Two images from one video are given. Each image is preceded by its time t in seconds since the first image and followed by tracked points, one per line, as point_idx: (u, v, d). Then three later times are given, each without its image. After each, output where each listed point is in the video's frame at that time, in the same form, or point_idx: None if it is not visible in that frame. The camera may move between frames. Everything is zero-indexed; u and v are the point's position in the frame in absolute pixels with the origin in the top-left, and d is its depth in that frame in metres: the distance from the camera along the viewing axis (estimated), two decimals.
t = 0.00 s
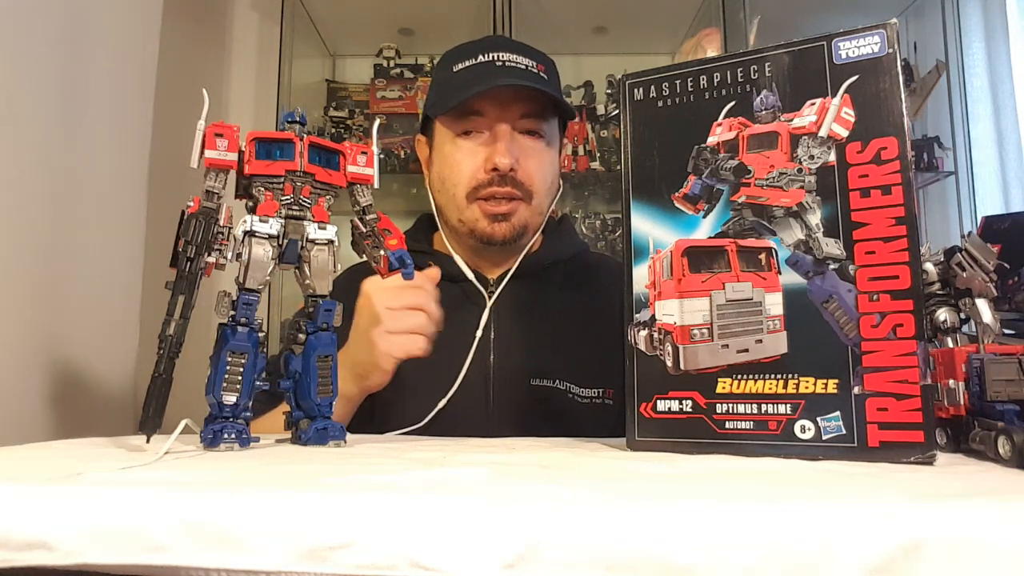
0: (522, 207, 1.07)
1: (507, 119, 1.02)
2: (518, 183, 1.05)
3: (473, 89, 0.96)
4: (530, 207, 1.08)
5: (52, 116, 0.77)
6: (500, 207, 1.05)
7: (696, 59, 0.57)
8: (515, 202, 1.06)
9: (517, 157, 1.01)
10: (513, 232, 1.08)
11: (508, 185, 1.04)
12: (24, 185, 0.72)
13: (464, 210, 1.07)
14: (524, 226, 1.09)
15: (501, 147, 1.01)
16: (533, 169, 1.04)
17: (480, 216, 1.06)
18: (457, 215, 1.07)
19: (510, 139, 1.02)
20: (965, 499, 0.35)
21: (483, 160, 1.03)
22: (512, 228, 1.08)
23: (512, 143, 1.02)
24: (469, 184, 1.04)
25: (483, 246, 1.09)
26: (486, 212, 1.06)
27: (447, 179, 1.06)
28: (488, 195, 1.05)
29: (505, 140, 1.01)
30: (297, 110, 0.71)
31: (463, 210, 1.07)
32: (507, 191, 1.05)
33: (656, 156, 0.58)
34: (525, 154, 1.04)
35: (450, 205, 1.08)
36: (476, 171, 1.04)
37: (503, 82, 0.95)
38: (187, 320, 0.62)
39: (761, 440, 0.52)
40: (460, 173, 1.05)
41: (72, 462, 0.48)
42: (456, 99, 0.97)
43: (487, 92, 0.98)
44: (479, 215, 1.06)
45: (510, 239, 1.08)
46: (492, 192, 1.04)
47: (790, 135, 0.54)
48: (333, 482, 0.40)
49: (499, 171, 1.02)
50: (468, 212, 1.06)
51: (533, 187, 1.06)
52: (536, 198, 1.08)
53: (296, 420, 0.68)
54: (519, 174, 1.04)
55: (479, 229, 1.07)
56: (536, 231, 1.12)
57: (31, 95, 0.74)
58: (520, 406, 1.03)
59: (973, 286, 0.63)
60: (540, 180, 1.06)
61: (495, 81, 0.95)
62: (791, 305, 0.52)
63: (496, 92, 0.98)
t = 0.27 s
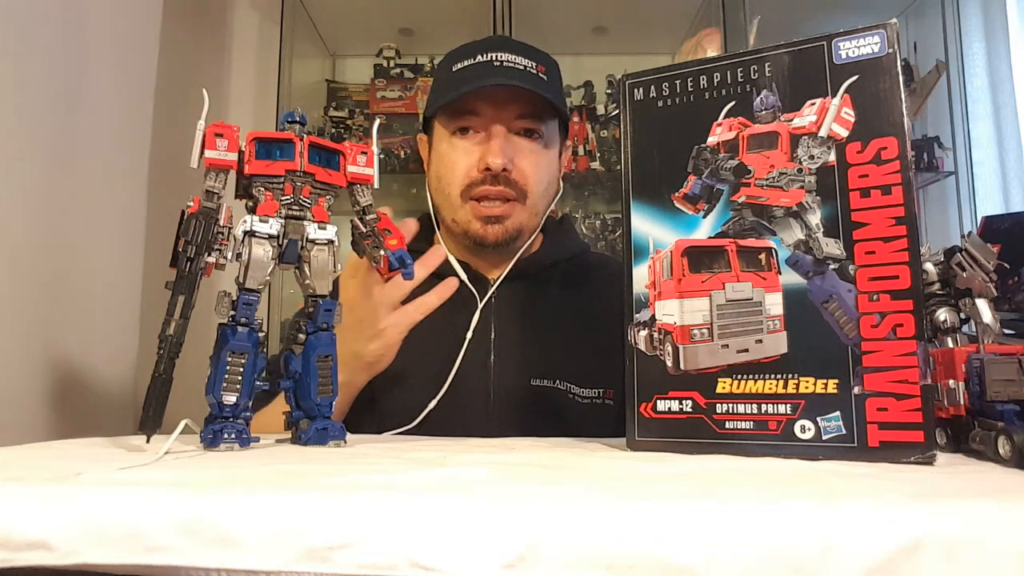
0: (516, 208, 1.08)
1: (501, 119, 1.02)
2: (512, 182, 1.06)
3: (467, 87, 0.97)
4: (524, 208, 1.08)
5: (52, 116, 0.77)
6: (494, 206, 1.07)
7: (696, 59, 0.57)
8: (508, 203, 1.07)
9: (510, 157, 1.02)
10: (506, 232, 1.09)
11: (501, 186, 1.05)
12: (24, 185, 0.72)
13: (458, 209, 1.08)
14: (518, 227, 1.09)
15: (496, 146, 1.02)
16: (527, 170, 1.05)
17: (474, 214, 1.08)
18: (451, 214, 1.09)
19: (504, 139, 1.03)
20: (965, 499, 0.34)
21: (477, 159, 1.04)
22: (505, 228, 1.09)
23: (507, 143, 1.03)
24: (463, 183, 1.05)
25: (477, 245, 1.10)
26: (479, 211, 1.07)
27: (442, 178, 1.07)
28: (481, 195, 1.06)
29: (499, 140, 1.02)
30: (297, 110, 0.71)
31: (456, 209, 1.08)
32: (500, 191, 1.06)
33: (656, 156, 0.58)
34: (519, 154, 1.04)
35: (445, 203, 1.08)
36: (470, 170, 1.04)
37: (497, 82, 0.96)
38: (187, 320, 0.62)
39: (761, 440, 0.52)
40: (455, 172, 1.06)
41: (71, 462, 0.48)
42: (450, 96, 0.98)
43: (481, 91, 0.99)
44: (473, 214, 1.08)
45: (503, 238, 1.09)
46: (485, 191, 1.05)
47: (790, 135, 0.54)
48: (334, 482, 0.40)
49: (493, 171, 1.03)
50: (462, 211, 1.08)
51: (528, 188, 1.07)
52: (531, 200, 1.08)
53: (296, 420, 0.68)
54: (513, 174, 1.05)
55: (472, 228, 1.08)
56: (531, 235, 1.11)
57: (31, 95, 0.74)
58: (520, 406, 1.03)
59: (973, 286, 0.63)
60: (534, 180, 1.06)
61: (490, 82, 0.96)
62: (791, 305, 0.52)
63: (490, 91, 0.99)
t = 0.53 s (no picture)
0: (514, 207, 1.06)
1: (500, 119, 1.02)
2: (511, 183, 1.05)
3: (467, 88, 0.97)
4: (524, 209, 1.07)
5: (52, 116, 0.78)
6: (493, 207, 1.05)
7: (696, 59, 0.57)
8: (508, 203, 1.05)
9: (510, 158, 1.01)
10: (506, 234, 1.08)
11: (501, 186, 1.04)
12: (25, 184, 0.73)
13: (458, 210, 1.07)
14: (518, 228, 1.08)
15: (495, 146, 1.01)
16: (527, 171, 1.04)
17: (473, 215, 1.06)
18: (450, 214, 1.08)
19: (503, 140, 1.02)
20: (966, 499, 0.34)
21: (476, 159, 1.03)
22: (505, 229, 1.08)
23: (505, 143, 1.02)
24: (462, 183, 1.04)
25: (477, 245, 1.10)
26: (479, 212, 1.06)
27: (441, 178, 1.06)
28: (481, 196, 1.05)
29: (498, 140, 1.01)
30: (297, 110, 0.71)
31: (456, 210, 1.07)
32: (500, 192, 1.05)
33: (656, 156, 0.58)
34: (519, 155, 1.03)
35: (444, 204, 1.08)
36: (469, 170, 1.04)
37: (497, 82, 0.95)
38: (187, 320, 0.62)
39: (761, 440, 0.52)
40: (454, 172, 1.05)
41: (71, 462, 0.48)
42: (450, 96, 0.98)
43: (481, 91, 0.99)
44: (472, 215, 1.06)
45: (503, 239, 1.08)
46: (485, 192, 1.04)
47: (790, 135, 0.54)
48: (334, 482, 0.40)
49: (492, 172, 1.02)
50: (461, 211, 1.06)
51: (528, 189, 1.06)
52: (529, 198, 1.07)
53: (296, 420, 0.68)
54: (513, 175, 1.04)
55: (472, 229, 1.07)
56: (530, 232, 1.11)
57: (32, 96, 0.74)
58: (520, 406, 1.03)
59: (973, 286, 0.63)
60: (534, 181, 1.05)
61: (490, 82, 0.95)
62: (791, 305, 0.52)
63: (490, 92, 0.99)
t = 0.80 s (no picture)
0: (514, 206, 1.06)
1: (500, 118, 1.02)
2: (511, 182, 1.04)
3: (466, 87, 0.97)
4: (524, 208, 1.07)
5: (52, 117, 0.78)
6: (492, 206, 1.05)
7: (696, 59, 0.57)
8: (508, 203, 1.05)
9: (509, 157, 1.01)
10: (506, 233, 1.08)
11: (501, 186, 1.04)
12: (25, 184, 0.73)
13: (457, 209, 1.07)
14: (518, 227, 1.08)
15: (494, 145, 1.01)
16: (527, 170, 1.04)
17: (473, 215, 1.06)
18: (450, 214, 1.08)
19: (503, 139, 1.02)
20: (966, 499, 0.34)
21: (476, 159, 1.03)
22: (506, 228, 1.07)
23: (505, 142, 1.02)
24: (462, 182, 1.04)
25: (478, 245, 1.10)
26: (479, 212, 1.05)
27: (441, 177, 1.06)
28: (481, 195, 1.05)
29: (497, 139, 1.01)
30: (297, 110, 0.71)
31: (456, 209, 1.07)
32: (500, 191, 1.04)
33: (656, 156, 0.58)
34: (519, 154, 1.03)
35: (444, 203, 1.08)
36: (469, 170, 1.03)
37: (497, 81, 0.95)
38: (187, 320, 0.62)
39: (761, 440, 0.52)
40: (453, 171, 1.05)
41: (71, 462, 0.48)
42: (450, 95, 0.98)
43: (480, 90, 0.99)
44: (472, 215, 1.06)
45: (503, 238, 1.08)
46: (485, 191, 1.04)
47: (790, 135, 0.54)
48: (334, 482, 0.40)
49: (492, 171, 1.01)
50: (461, 211, 1.06)
51: (528, 188, 1.06)
52: (529, 198, 1.06)
53: (296, 420, 0.68)
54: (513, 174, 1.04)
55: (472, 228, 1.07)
56: (530, 232, 1.11)
57: (32, 96, 0.74)
58: (520, 407, 1.03)
59: (973, 286, 0.63)
60: (534, 180, 1.05)
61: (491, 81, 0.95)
62: (791, 305, 0.52)
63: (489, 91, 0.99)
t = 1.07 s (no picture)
0: (515, 203, 1.05)
1: (501, 116, 1.02)
2: (511, 179, 1.04)
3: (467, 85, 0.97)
4: (525, 206, 1.07)
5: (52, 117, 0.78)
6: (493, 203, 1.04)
7: (696, 59, 0.57)
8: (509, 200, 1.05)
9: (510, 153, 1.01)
10: (507, 231, 1.07)
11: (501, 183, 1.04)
12: (25, 184, 0.72)
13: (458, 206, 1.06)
14: (519, 225, 1.08)
15: (495, 142, 1.00)
16: (528, 167, 1.03)
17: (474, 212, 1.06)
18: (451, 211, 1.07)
19: (504, 136, 1.02)
20: (966, 499, 0.34)
21: (477, 156, 1.03)
22: (506, 226, 1.07)
23: (506, 140, 1.02)
24: (462, 180, 1.04)
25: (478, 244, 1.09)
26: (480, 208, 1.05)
27: (442, 175, 1.06)
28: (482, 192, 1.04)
29: (498, 136, 1.01)
30: (297, 110, 0.71)
31: (456, 206, 1.06)
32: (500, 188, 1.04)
33: (656, 156, 0.58)
34: (520, 151, 1.03)
35: (445, 201, 1.07)
36: (470, 166, 1.03)
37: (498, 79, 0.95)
38: (187, 320, 0.62)
39: (761, 440, 0.52)
40: (454, 169, 1.04)
41: (71, 462, 0.48)
42: (451, 92, 0.99)
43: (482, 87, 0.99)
44: (473, 212, 1.06)
45: (504, 236, 1.08)
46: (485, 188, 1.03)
47: (790, 135, 0.54)
48: (334, 482, 0.40)
49: (492, 166, 1.01)
50: (462, 208, 1.06)
51: (529, 186, 1.05)
52: (530, 195, 1.06)
53: (296, 420, 0.68)
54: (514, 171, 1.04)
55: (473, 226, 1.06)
56: (530, 230, 1.11)
57: (32, 96, 0.74)
58: (520, 407, 1.03)
59: (973, 286, 0.63)
60: (535, 177, 1.05)
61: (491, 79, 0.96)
62: (791, 305, 0.52)
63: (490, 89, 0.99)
